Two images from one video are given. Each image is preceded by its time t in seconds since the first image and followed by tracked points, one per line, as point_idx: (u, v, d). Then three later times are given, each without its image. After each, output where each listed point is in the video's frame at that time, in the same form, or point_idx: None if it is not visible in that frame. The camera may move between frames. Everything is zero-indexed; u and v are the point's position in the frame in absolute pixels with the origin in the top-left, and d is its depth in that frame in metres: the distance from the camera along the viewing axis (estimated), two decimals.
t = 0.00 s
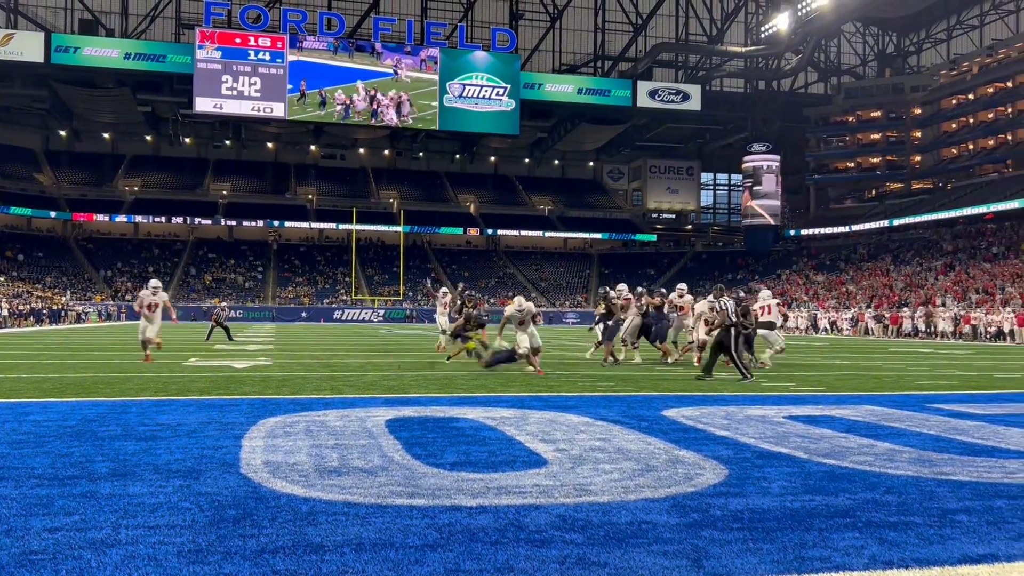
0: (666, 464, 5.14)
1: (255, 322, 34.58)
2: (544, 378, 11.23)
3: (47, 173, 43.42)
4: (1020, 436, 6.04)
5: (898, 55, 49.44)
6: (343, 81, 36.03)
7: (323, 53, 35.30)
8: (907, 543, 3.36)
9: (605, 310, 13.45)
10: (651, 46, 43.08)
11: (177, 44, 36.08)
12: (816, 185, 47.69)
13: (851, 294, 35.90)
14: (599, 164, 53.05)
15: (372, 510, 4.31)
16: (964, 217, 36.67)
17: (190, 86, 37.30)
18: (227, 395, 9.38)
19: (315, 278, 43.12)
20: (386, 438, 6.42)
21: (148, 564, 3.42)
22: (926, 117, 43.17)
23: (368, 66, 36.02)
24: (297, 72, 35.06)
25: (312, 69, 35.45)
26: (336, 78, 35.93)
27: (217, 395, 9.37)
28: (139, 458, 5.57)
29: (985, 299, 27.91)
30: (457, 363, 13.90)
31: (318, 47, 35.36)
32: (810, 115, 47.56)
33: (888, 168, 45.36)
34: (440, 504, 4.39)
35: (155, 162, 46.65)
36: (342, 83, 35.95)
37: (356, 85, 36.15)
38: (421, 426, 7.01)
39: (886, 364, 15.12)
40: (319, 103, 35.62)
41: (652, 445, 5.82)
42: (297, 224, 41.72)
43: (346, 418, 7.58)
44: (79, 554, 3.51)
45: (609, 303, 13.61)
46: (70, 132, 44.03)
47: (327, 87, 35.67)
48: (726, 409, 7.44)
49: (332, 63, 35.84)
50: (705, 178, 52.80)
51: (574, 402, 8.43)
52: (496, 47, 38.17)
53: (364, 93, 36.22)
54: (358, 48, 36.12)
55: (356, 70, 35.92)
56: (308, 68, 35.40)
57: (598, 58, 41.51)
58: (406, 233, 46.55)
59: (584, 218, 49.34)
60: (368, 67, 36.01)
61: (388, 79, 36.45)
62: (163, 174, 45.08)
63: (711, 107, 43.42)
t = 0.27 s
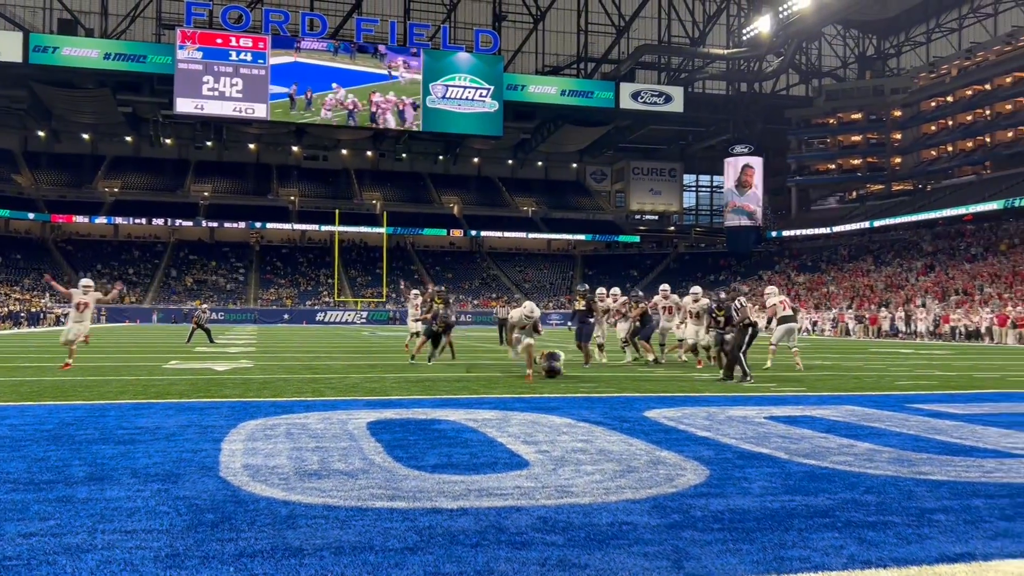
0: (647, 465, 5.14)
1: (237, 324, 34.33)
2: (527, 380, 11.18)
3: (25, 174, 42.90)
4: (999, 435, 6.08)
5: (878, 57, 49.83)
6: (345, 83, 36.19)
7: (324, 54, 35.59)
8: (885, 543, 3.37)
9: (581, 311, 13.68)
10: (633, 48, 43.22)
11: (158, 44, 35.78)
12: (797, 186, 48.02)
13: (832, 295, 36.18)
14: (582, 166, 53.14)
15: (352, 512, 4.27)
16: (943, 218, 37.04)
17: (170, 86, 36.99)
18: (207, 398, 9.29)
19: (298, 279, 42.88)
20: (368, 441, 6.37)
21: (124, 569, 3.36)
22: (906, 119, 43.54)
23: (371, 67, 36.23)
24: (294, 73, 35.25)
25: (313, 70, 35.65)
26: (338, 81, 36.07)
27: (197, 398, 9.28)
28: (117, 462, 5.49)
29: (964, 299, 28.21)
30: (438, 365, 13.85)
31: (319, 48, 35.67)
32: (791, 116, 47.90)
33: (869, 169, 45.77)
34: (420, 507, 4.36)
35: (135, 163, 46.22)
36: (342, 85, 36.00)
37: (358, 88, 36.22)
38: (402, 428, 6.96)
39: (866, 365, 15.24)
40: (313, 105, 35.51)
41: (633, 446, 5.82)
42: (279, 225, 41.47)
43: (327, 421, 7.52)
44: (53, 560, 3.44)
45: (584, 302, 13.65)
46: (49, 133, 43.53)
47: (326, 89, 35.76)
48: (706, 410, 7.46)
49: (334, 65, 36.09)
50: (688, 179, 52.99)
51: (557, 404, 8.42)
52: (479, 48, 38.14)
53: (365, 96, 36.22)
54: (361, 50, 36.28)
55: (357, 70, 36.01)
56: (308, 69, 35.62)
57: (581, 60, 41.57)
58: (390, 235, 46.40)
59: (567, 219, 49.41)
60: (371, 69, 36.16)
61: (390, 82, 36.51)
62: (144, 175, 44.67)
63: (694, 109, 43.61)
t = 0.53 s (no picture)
0: (629, 465, 5.14)
1: (217, 326, 34.06)
2: (509, 380, 11.16)
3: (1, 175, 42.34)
4: (976, 433, 6.14)
5: (857, 59, 50.25)
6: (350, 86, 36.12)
7: (328, 56, 35.60)
8: (864, 540, 3.39)
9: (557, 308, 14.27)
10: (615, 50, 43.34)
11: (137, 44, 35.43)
12: (778, 187, 48.36)
13: (812, 295, 36.50)
14: (565, 166, 53.21)
15: (333, 515, 4.23)
16: (921, 219, 37.45)
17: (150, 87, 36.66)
18: (187, 400, 9.19)
19: (278, 280, 42.61)
20: (349, 442, 6.33)
21: (101, 573, 3.31)
22: (885, 120, 43.93)
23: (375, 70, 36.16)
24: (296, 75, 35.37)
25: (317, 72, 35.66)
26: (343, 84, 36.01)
27: (177, 401, 9.17)
28: (95, 465, 5.42)
29: (942, 298, 28.55)
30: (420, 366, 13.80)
31: (323, 50, 35.69)
32: (772, 118, 48.24)
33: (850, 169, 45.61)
34: (401, 509, 4.33)
35: (114, 164, 45.75)
36: (343, 87, 35.93)
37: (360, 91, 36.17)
38: (383, 430, 6.92)
39: (848, 364, 15.33)
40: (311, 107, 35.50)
41: (615, 446, 5.82)
42: (260, 226, 41.19)
43: (308, 422, 7.47)
44: (29, 565, 3.39)
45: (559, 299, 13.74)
46: (26, 133, 42.99)
47: (325, 90, 35.62)
48: (688, 409, 7.48)
49: (341, 68, 36.07)
50: (669, 180, 53.16)
51: (539, 404, 8.41)
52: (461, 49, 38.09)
53: (367, 100, 36.19)
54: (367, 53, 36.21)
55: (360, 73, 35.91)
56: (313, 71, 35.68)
57: (563, 61, 41.62)
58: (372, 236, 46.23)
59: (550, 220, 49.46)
60: (375, 72, 35.99)
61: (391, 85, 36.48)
62: (123, 176, 44.23)
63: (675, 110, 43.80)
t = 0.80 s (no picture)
0: (606, 467, 5.13)
1: (193, 329, 33.68)
2: (487, 383, 11.12)
3: None
4: (948, 432, 6.21)
5: (831, 61, 50.78)
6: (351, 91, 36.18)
7: (331, 60, 35.75)
8: (839, 540, 3.40)
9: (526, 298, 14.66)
10: (592, 51, 43.46)
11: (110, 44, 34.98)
12: (753, 188, 48.73)
13: (787, 295, 36.80)
14: (543, 168, 53.23)
15: (308, 520, 4.18)
16: (895, 219, 37.87)
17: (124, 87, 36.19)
18: (161, 405, 9.06)
19: (254, 282, 42.23)
20: (325, 446, 6.27)
21: None
22: (859, 122, 44.41)
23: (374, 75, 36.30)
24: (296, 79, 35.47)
25: (318, 76, 35.77)
26: (340, 88, 36.04)
27: (151, 405, 9.04)
28: (66, 472, 5.31)
29: (915, 297, 28.89)
30: (397, 369, 13.69)
31: (326, 54, 35.84)
32: (748, 119, 48.59)
33: (824, 171, 46.11)
34: (377, 513, 4.29)
35: (87, 166, 45.13)
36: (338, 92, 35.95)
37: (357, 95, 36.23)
38: (360, 433, 6.87)
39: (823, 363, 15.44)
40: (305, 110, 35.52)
41: (592, 447, 5.82)
42: (236, 228, 40.83)
43: (284, 426, 7.39)
44: None
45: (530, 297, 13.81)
46: None
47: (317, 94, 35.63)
48: (665, 410, 7.50)
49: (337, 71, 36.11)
50: (646, 181, 53.37)
51: (517, 406, 8.37)
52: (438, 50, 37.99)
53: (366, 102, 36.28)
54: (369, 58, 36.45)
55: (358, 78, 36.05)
56: (314, 75, 35.80)
57: (541, 63, 41.64)
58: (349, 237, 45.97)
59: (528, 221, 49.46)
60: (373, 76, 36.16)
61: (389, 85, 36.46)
62: (96, 178, 43.65)
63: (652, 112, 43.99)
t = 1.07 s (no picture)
0: (583, 467, 5.13)
1: (167, 332, 33.31)
2: (464, 385, 11.08)
3: None
4: (920, 429, 6.28)
5: (805, 62, 51.25)
6: (345, 96, 36.18)
7: (329, 66, 35.71)
8: (811, 537, 3.43)
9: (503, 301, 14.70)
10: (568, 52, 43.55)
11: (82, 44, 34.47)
12: (729, 188, 49.12)
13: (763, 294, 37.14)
14: (520, 168, 53.25)
15: (283, 523, 4.14)
16: (868, 219, 38.34)
17: (96, 87, 35.69)
18: (134, 409, 8.93)
19: (230, 285, 41.82)
20: (301, 449, 6.22)
21: None
22: (832, 122, 44.87)
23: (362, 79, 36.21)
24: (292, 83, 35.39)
25: (312, 81, 35.71)
26: (330, 92, 35.97)
27: (124, 409, 8.91)
28: (36, 477, 5.22)
29: (888, 296, 29.32)
30: (374, 371, 13.57)
31: (325, 60, 35.81)
32: (723, 120, 48.95)
33: (798, 172, 46.96)
34: (353, 516, 4.25)
35: (58, 167, 44.45)
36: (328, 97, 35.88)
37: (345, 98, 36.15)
38: (336, 436, 6.81)
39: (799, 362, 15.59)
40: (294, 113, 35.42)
41: (569, 447, 5.83)
42: (211, 230, 40.41)
43: (259, 429, 7.31)
44: None
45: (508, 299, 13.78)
46: None
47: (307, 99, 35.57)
48: (640, 410, 7.53)
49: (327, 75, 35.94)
50: (623, 182, 53.53)
51: (494, 407, 8.35)
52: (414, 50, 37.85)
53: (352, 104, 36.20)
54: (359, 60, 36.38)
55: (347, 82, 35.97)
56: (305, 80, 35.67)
57: (517, 63, 41.64)
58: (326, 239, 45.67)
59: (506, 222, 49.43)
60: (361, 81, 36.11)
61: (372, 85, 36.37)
62: (68, 179, 43.00)
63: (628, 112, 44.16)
